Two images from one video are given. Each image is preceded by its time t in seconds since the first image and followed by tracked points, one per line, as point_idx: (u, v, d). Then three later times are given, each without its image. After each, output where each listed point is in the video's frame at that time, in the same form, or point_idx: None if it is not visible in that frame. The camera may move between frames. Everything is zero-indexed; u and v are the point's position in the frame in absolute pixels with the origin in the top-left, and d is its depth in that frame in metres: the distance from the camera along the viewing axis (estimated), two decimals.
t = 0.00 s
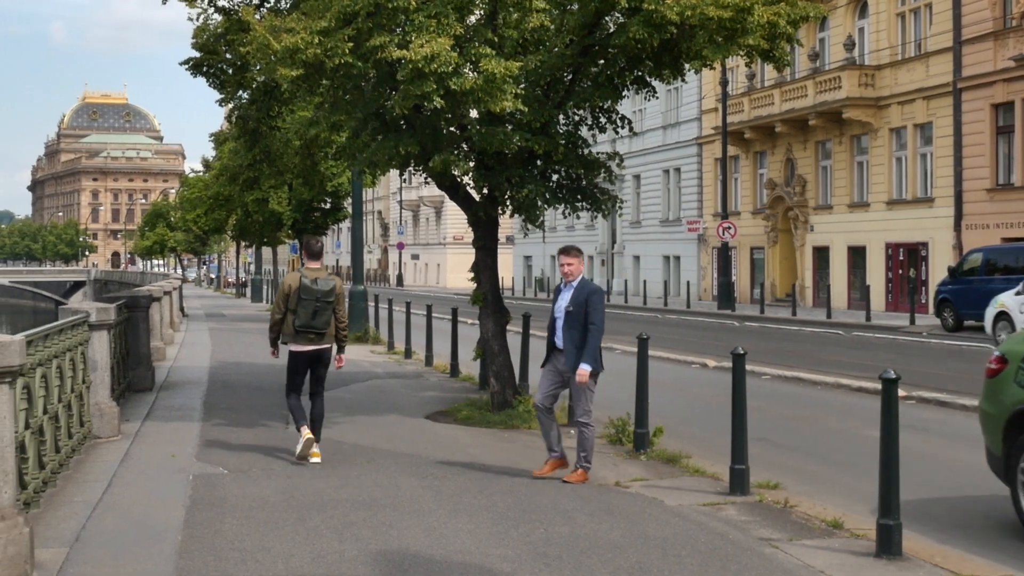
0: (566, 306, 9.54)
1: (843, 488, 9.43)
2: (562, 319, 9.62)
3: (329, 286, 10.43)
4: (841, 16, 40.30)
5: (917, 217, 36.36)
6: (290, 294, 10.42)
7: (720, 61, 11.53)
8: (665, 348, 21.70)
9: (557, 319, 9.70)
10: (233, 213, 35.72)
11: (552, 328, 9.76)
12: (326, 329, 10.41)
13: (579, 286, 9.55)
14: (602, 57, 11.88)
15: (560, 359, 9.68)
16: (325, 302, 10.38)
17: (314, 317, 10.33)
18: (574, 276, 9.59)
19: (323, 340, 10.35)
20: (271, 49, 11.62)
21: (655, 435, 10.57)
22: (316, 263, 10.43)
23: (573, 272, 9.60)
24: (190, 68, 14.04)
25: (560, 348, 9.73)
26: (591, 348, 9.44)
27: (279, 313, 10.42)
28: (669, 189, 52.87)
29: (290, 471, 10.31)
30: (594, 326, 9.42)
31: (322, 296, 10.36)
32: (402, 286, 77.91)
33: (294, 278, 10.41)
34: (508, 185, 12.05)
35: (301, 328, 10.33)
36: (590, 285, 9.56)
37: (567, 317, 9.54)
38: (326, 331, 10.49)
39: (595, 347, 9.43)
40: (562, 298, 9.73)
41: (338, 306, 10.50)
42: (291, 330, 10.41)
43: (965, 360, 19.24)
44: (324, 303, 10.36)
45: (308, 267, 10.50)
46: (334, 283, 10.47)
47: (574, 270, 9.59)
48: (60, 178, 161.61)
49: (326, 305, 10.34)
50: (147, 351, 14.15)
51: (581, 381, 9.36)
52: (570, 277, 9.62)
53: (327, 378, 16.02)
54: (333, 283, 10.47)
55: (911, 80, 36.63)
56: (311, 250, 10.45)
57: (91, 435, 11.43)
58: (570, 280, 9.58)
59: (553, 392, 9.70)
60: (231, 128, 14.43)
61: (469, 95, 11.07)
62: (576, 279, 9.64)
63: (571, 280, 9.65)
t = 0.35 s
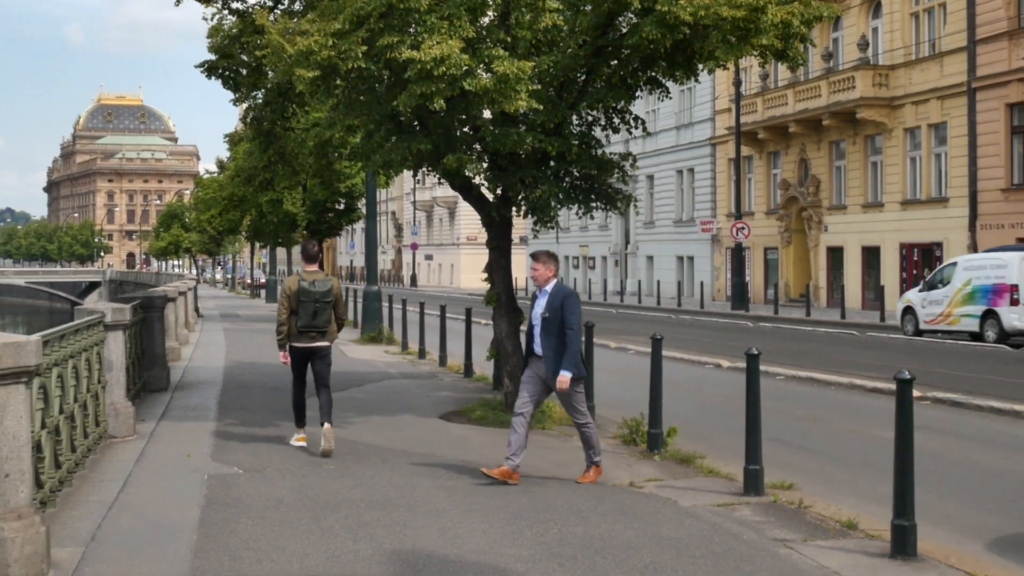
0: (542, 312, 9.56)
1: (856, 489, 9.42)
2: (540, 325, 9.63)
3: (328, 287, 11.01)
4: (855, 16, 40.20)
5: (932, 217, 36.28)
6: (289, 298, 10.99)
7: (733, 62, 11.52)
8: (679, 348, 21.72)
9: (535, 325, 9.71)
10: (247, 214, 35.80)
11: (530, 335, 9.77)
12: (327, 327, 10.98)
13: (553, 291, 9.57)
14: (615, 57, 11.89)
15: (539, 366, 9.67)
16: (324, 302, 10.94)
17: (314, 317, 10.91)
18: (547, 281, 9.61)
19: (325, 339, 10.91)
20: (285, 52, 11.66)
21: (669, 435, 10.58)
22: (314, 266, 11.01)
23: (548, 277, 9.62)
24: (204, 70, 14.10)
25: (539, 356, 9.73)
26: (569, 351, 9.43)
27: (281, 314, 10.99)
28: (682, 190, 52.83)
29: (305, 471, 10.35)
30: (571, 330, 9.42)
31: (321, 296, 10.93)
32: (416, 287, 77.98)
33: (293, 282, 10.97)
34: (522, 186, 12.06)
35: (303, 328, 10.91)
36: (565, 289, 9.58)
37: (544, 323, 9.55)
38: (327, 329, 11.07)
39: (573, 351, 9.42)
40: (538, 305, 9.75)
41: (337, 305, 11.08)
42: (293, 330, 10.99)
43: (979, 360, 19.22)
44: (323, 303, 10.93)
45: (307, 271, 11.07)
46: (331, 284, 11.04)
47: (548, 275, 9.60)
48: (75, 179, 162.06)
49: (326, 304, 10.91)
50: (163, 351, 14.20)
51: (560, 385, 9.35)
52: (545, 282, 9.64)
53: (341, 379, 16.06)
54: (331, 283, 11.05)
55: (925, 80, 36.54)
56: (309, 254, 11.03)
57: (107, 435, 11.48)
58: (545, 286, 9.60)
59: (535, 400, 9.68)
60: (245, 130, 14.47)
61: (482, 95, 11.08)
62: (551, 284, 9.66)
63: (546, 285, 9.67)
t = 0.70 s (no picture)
0: (539, 303, 9.49)
1: (889, 490, 9.37)
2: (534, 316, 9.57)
3: (348, 285, 11.79)
4: (887, 15, 39.98)
5: (966, 218, 36.05)
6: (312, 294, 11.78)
7: (765, 62, 11.48)
8: (712, 349, 21.69)
9: (526, 316, 9.64)
10: (280, 216, 35.97)
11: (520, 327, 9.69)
12: (345, 323, 11.72)
13: (549, 281, 9.51)
14: (646, 58, 11.88)
15: (534, 358, 9.62)
16: (344, 300, 11.72)
17: (333, 313, 11.68)
18: (541, 271, 9.55)
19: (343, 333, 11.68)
20: (317, 55, 11.69)
21: (700, 437, 10.57)
22: (337, 265, 11.80)
23: (539, 268, 9.57)
24: (236, 71, 14.19)
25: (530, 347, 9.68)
26: (570, 342, 9.49)
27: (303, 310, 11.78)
28: (714, 190, 52.69)
29: (337, 472, 10.39)
30: (572, 320, 9.45)
31: (341, 293, 11.70)
32: (446, 288, 78.16)
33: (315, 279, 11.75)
34: (553, 186, 12.05)
35: (323, 322, 11.67)
36: (559, 278, 9.56)
37: (541, 314, 9.50)
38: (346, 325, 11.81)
39: (574, 342, 9.47)
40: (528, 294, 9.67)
41: (355, 303, 11.84)
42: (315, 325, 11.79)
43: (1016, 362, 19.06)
44: (343, 300, 11.69)
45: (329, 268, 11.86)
46: (352, 282, 11.80)
47: (539, 266, 9.54)
48: (109, 181, 163.31)
49: (344, 300, 11.69)
50: (195, 352, 14.29)
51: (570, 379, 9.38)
52: (535, 273, 9.58)
53: (373, 380, 16.11)
54: (351, 282, 11.81)
55: (958, 80, 36.27)
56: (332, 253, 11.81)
57: (140, 435, 11.57)
58: (538, 277, 9.54)
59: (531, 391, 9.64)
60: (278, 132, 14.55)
61: (514, 95, 11.10)
62: (542, 274, 9.60)
63: (536, 276, 9.60)
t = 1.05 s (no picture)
0: (546, 310, 9.46)
1: (930, 493, 9.31)
2: (541, 323, 9.54)
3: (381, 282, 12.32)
4: (928, 14, 39.69)
5: (1009, 219, 35.69)
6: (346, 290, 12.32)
7: (803, 63, 11.44)
8: (752, 350, 21.62)
9: (532, 323, 9.60)
10: (318, 218, 36.17)
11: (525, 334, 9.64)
12: (378, 318, 12.28)
13: (557, 289, 9.50)
14: (684, 59, 11.88)
15: (537, 366, 9.55)
16: (377, 295, 12.26)
17: (367, 308, 12.24)
18: (549, 278, 9.54)
19: (378, 327, 12.24)
20: (355, 57, 11.72)
21: (740, 439, 10.54)
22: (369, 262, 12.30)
23: (548, 275, 9.56)
24: (276, 74, 14.25)
25: (534, 355, 9.62)
26: (574, 351, 9.44)
27: (340, 307, 12.34)
28: (753, 191, 52.47)
29: (376, 472, 10.43)
30: (578, 330, 9.42)
31: (375, 290, 12.24)
32: (484, 290, 78.29)
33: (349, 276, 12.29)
34: (592, 187, 12.04)
35: (358, 317, 12.22)
36: (568, 288, 9.54)
37: (548, 320, 9.46)
38: (378, 319, 12.35)
39: (579, 352, 9.43)
40: (535, 302, 9.64)
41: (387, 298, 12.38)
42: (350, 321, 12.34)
43: None
44: (376, 296, 12.25)
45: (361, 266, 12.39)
46: (384, 278, 12.34)
47: (548, 273, 9.53)
48: (151, 184, 164.69)
49: (378, 296, 12.23)
50: (235, 352, 14.40)
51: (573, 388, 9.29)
52: (544, 280, 9.57)
53: (412, 381, 16.15)
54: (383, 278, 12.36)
55: (1000, 79, 35.91)
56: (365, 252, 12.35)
57: (180, 436, 11.66)
58: (547, 284, 9.53)
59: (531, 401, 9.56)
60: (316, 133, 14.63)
61: (552, 96, 11.11)
62: (550, 282, 9.58)
63: (544, 283, 9.58)
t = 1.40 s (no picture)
0: (549, 308, 9.15)
1: (977, 496, 9.21)
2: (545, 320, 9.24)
3: (413, 284, 12.96)
4: (974, 12, 39.31)
5: None
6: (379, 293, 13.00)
7: (846, 62, 11.37)
8: (796, 351, 21.50)
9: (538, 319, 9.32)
10: (360, 219, 36.37)
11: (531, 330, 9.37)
12: (412, 318, 12.92)
13: (561, 288, 9.14)
14: (726, 59, 11.84)
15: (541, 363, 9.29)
16: (410, 297, 12.90)
17: (400, 311, 12.92)
18: (555, 275, 9.20)
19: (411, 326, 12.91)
20: (394, 60, 11.75)
21: (783, 440, 10.49)
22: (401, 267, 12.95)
23: (554, 271, 9.22)
24: (317, 75, 14.31)
25: (540, 352, 9.36)
26: (576, 352, 9.11)
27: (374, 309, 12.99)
28: (796, 191, 52.17)
29: (419, 472, 10.46)
30: (579, 330, 9.07)
31: (407, 292, 12.89)
32: (525, 290, 78.37)
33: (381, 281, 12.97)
34: (633, 188, 12.02)
35: (392, 318, 12.88)
36: (575, 284, 9.17)
37: (551, 319, 9.16)
38: (411, 320, 13.01)
39: (581, 353, 9.09)
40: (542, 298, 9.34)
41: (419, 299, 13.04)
42: (385, 321, 13.02)
43: None
44: (409, 298, 12.89)
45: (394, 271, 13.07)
46: (415, 281, 12.98)
47: (555, 269, 9.18)
48: (194, 185, 166.09)
49: (411, 298, 12.88)
50: (279, 353, 14.51)
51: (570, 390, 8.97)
52: (551, 276, 9.23)
53: (454, 382, 16.19)
54: (415, 281, 13.02)
55: None
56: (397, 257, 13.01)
57: (224, 436, 11.75)
58: (552, 280, 9.20)
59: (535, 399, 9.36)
60: (357, 135, 14.69)
61: (593, 97, 11.11)
62: (557, 278, 9.24)
63: (552, 279, 9.25)
